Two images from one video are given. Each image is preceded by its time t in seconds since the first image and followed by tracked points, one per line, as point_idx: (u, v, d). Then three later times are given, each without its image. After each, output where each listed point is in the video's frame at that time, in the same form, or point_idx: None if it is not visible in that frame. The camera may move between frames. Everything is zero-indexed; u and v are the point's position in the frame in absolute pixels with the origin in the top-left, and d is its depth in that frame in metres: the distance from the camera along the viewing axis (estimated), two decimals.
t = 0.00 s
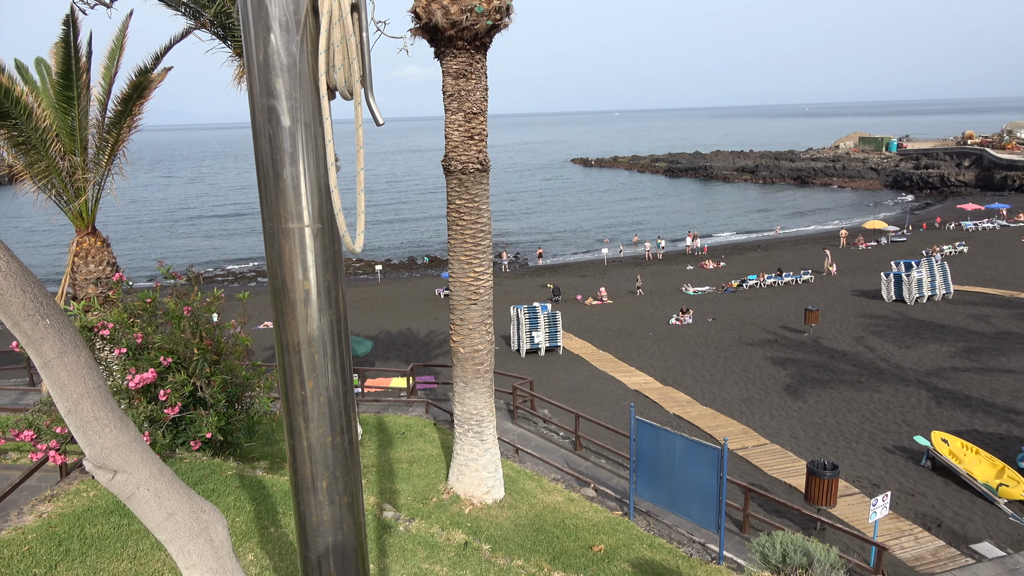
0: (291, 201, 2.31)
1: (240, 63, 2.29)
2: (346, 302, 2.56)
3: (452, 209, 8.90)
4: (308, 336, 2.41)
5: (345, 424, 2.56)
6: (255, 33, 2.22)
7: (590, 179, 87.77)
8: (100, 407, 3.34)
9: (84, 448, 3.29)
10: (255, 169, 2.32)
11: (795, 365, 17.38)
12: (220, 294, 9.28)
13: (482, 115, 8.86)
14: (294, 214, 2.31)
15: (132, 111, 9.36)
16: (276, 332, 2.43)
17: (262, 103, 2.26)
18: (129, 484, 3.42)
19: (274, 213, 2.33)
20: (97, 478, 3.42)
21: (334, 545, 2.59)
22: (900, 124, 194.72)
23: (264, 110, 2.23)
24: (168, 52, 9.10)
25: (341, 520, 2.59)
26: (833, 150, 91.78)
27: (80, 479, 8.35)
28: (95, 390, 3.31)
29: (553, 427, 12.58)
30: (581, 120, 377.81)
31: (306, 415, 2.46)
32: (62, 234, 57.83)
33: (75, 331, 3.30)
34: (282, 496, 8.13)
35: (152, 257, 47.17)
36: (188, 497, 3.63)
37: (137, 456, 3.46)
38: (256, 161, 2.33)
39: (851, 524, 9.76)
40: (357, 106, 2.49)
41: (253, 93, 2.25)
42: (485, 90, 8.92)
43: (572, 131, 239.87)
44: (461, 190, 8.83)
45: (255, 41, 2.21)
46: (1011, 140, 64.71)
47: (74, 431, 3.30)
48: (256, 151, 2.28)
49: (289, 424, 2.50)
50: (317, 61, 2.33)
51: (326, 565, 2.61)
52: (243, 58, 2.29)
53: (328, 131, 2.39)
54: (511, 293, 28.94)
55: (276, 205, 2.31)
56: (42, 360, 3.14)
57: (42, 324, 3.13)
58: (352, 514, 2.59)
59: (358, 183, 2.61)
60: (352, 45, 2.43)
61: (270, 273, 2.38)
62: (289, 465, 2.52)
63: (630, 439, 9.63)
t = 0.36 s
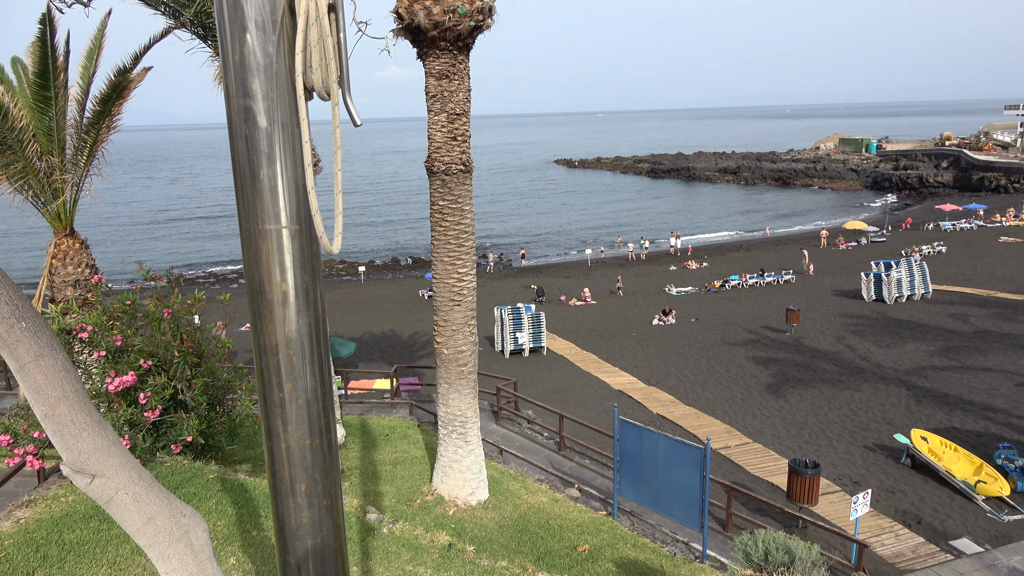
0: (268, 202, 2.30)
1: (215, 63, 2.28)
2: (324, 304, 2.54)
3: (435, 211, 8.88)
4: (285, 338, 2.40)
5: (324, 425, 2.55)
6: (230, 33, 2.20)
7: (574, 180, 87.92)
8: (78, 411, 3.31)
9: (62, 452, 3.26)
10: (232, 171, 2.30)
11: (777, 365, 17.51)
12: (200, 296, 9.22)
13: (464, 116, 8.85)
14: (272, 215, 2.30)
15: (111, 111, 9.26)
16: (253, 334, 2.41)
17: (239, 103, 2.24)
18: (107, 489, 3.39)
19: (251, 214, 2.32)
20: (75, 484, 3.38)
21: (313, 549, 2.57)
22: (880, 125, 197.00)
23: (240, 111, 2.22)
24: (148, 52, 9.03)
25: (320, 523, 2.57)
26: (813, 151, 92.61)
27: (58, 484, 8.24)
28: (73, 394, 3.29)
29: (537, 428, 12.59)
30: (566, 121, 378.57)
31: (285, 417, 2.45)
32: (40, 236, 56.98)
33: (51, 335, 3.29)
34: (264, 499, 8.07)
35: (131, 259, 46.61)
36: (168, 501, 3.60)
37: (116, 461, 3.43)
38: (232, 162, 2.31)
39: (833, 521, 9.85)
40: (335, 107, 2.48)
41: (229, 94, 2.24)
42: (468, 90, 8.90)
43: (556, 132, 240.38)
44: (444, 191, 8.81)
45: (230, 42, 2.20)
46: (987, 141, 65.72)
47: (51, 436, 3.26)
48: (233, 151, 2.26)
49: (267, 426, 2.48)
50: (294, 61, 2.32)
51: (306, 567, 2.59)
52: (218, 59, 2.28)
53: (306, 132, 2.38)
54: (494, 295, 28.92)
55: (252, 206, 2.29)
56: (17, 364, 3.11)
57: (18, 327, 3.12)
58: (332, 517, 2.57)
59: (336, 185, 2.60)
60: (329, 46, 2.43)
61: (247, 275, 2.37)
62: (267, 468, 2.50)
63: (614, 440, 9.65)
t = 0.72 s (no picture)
0: (244, 203, 2.27)
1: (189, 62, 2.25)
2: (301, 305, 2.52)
3: (419, 212, 8.85)
4: (262, 340, 2.38)
5: (302, 429, 2.53)
6: (204, 31, 2.18)
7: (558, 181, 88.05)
8: (54, 415, 3.31)
9: (38, 457, 3.24)
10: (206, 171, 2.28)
11: (759, 365, 17.62)
12: (181, 298, 9.15)
13: (448, 117, 8.82)
14: (248, 216, 2.28)
15: (90, 111, 9.16)
16: (229, 336, 2.39)
17: (213, 103, 2.22)
18: (85, 493, 3.37)
19: (226, 216, 2.29)
20: (52, 489, 3.36)
21: (291, 552, 2.56)
22: (862, 127, 199.00)
23: (214, 111, 2.19)
24: (127, 51, 8.94)
25: (298, 526, 2.56)
26: (794, 151, 93.34)
27: (36, 489, 8.12)
28: (48, 398, 3.29)
29: (522, 429, 12.59)
30: (552, 121, 379.46)
31: (262, 420, 2.43)
32: (17, 238, 56.15)
33: (28, 339, 3.28)
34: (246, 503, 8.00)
35: (110, 261, 46.06)
36: (148, 506, 3.57)
37: (94, 465, 3.42)
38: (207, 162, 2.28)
39: (816, 520, 9.93)
40: (312, 106, 2.45)
41: (203, 93, 2.22)
42: (451, 91, 8.87)
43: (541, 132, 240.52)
44: (427, 192, 8.78)
45: (204, 40, 2.17)
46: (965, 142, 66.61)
47: (27, 441, 3.25)
48: (207, 151, 2.24)
49: (244, 429, 2.46)
50: (269, 61, 2.30)
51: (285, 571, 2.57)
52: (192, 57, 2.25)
53: (282, 133, 2.36)
54: (478, 295, 28.90)
55: (228, 208, 2.27)
56: None
57: None
58: (310, 520, 2.56)
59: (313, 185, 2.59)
60: (304, 45, 2.40)
61: (222, 276, 2.34)
62: (245, 471, 2.48)
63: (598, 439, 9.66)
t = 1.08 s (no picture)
0: (220, 205, 2.25)
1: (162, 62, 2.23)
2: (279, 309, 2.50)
3: (402, 212, 8.82)
4: (239, 344, 2.36)
5: (281, 432, 2.52)
6: (177, 32, 2.16)
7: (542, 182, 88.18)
8: (31, 420, 3.30)
9: (15, 463, 3.23)
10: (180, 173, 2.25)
11: (742, 363, 17.75)
12: (162, 300, 9.08)
13: (431, 117, 8.80)
14: (223, 219, 2.25)
15: (68, 112, 9.05)
16: (205, 340, 2.36)
17: (187, 103, 2.20)
18: (64, 500, 3.37)
19: (202, 218, 2.27)
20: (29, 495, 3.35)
21: (271, 557, 2.54)
22: (842, 127, 201.00)
23: (188, 112, 2.18)
24: (106, 51, 8.84)
25: (278, 531, 2.54)
26: (775, 151, 94.12)
27: (13, 495, 7.99)
28: (25, 403, 3.28)
29: (507, 429, 12.60)
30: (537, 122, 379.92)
31: (239, 425, 2.41)
32: None
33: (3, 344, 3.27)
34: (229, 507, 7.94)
35: (89, 264, 45.47)
36: (128, 511, 3.58)
37: (72, 470, 3.41)
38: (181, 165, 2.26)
39: (798, 517, 10.01)
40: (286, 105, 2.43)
41: (177, 93, 2.20)
42: (434, 91, 8.86)
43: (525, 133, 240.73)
44: (410, 193, 8.76)
45: (178, 40, 2.16)
46: (944, 142, 67.48)
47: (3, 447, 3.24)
48: (182, 153, 2.21)
49: (221, 434, 2.44)
50: (243, 61, 2.28)
51: None
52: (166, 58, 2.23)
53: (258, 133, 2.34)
54: (462, 296, 28.86)
55: (203, 210, 2.24)
56: None
57: None
58: (289, 525, 2.54)
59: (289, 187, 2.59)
60: (281, 46, 2.39)
61: (197, 280, 2.31)
62: (222, 477, 2.46)
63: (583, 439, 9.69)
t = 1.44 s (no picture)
0: (199, 207, 2.24)
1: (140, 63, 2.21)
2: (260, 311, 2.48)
3: (385, 214, 8.80)
4: (220, 347, 2.35)
5: (263, 435, 2.50)
6: (155, 33, 2.15)
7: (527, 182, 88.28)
8: (11, 427, 3.32)
9: None
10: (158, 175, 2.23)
11: (726, 362, 17.87)
12: (143, 303, 8.98)
13: (414, 118, 8.77)
14: (203, 220, 2.23)
15: (46, 112, 8.94)
16: (186, 343, 2.34)
17: (165, 104, 2.18)
18: (42, 506, 3.40)
19: (181, 220, 2.25)
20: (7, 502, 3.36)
21: (253, 561, 2.52)
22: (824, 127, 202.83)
23: (166, 114, 2.16)
24: (84, 51, 8.74)
25: (260, 535, 2.52)
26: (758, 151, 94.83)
27: None
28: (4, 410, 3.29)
29: (492, 430, 12.61)
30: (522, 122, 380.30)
31: (220, 428, 2.39)
32: None
33: None
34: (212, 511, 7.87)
35: (68, 268, 44.89)
36: (108, 516, 3.64)
37: (51, 476, 3.44)
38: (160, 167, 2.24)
39: (782, 514, 10.09)
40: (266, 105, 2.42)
41: (155, 94, 2.17)
42: (417, 92, 8.84)
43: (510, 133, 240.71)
44: (394, 194, 8.73)
45: (156, 41, 2.14)
46: (923, 142, 68.33)
47: None
48: (160, 155, 2.19)
49: (202, 438, 2.42)
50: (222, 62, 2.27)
51: None
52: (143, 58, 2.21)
53: (237, 134, 2.33)
54: (446, 297, 28.81)
55: (182, 212, 2.22)
56: None
57: None
58: (272, 528, 2.52)
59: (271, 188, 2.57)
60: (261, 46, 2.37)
61: (177, 282, 2.29)
62: (203, 480, 2.44)
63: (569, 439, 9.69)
